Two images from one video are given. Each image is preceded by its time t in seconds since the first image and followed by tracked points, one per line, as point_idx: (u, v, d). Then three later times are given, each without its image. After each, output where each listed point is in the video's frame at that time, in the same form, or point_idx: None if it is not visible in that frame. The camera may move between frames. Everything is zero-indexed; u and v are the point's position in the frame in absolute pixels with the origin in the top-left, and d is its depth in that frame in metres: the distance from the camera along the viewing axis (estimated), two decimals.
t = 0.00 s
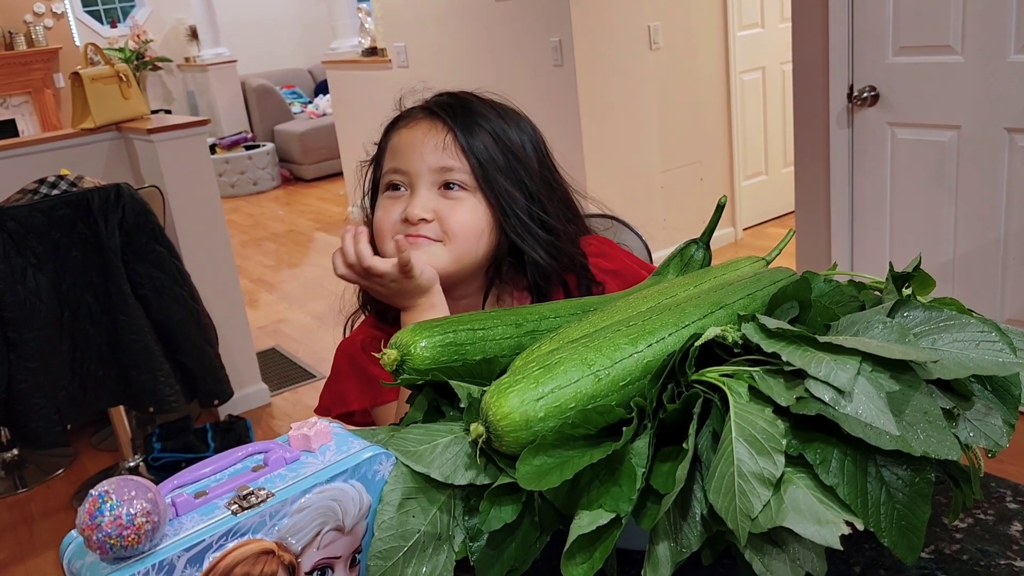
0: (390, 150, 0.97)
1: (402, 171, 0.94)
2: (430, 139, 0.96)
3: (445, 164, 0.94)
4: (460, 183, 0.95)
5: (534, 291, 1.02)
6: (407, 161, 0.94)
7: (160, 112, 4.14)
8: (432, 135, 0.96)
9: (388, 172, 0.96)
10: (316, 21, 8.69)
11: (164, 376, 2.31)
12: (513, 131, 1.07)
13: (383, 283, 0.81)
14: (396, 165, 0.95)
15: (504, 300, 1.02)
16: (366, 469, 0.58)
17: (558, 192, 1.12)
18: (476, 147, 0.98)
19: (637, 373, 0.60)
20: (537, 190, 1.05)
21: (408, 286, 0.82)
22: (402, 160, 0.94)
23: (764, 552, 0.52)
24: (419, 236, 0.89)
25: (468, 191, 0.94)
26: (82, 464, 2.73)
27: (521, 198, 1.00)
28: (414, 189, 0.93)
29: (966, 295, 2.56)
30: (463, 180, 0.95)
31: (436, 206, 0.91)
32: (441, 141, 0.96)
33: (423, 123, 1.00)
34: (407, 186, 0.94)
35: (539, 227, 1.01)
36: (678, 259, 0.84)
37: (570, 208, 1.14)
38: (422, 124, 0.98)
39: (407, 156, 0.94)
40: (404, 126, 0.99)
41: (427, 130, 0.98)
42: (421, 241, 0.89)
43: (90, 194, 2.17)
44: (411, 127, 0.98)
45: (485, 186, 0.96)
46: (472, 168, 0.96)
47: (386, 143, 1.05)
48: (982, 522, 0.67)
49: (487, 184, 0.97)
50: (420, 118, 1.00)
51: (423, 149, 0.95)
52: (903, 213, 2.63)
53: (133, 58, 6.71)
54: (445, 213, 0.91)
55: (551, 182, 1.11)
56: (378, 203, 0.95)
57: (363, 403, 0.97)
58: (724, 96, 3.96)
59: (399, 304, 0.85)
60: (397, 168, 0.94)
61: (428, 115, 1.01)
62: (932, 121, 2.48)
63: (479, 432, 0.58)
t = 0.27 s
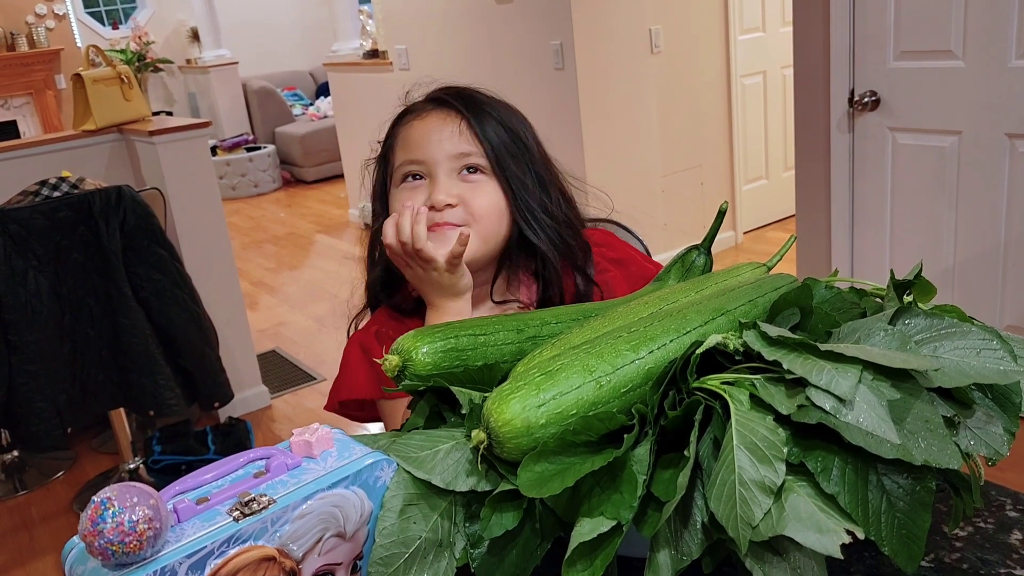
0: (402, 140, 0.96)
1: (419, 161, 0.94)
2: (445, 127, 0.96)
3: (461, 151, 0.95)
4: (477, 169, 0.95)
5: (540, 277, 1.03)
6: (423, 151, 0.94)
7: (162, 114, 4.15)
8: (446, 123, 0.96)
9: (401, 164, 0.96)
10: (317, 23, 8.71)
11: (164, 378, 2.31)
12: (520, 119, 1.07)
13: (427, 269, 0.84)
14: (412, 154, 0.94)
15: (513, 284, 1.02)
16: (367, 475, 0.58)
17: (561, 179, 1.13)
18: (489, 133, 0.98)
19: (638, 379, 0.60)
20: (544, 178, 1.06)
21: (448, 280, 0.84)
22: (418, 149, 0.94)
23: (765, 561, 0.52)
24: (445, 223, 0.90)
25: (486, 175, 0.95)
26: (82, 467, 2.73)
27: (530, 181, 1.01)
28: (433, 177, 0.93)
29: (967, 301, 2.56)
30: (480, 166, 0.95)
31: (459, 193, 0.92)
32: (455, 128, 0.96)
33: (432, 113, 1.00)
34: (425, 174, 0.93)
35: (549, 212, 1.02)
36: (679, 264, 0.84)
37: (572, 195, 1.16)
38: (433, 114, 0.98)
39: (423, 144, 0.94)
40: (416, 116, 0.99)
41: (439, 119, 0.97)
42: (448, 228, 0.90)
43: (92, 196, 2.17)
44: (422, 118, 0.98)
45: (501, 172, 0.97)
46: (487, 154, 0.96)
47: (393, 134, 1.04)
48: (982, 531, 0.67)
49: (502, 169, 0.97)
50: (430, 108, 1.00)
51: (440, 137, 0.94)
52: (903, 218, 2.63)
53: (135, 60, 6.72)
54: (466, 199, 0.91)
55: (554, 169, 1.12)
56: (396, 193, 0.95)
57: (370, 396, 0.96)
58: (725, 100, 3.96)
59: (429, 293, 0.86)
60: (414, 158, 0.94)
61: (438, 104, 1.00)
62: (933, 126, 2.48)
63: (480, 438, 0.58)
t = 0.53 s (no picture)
0: (468, 122, 0.83)
1: (487, 148, 0.81)
2: (518, 113, 0.82)
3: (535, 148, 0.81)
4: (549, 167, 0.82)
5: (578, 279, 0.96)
6: (494, 138, 0.81)
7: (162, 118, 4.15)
8: (519, 108, 0.82)
9: (464, 145, 0.82)
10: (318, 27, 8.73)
11: (164, 382, 2.31)
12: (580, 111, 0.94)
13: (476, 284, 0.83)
14: (478, 139, 0.81)
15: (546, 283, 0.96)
16: (367, 482, 0.58)
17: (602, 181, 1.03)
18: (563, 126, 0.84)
19: (639, 387, 0.60)
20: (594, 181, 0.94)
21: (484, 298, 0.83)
22: (487, 135, 0.81)
23: (764, 568, 0.52)
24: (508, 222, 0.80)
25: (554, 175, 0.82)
26: (81, 470, 2.73)
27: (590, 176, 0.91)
28: (502, 170, 0.81)
29: (966, 306, 2.57)
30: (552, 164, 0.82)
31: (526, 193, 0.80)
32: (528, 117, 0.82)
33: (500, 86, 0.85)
34: (491, 165, 0.81)
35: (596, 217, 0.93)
36: (679, 271, 0.84)
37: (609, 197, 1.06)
38: (504, 95, 0.84)
39: (494, 130, 0.81)
40: (481, 97, 0.84)
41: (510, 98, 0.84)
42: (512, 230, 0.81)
43: (92, 200, 2.18)
44: (492, 99, 0.84)
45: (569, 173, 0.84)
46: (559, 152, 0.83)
47: (455, 93, 0.90)
48: (982, 537, 0.68)
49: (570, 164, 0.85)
50: (497, 89, 0.85)
51: (515, 124, 0.81)
52: (902, 223, 2.64)
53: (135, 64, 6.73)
54: (531, 200, 0.81)
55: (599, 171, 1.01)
56: (454, 180, 0.83)
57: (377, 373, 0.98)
58: (725, 104, 3.97)
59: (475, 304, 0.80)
60: (481, 144, 0.81)
61: (507, 86, 0.86)
62: (932, 131, 2.49)
63: (481, 445, 0.58)
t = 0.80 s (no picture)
0: (511, 110, 1.01)
1: (527, 132, 0.98)
2: (555, 105, 1.00)
3: (567, 133, 0.99)
4: (578, 151, 1.00)
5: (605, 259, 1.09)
6: (534, 124, 0.98)
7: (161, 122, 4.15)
8: (557, 101, 1.00)
9: (506, 129, 1.00)
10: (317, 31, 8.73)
11: (162, 387, 2.31)
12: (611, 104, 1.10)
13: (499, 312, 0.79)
14: (520, 124, 0.99)
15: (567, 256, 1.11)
16: (364, 490, 0.59)
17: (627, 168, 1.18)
18: (594, 117, 1.02)
19: (635, 396, 0.60)
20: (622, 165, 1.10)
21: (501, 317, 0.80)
22: (528, 121, 0.99)
23: None
24: (542, 198, 0.97)
25: (582, 158, 1.00)
26: (79, 475, 2.73)
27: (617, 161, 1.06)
28: (538, 151, 0.98)
29: (964, 311, 2.57)
30: (581, 149, 1.00)
31: (558, 170, 0.97)
32: (561, 108, 1.00)
33: (541, 82, 1.03)
34: (529, 146, 0.99)
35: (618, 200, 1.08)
36: (675, 277, 0.84)
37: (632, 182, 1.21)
38: (545, 89, 1.02)
39: (534, 118, 0.98)
40: (526, 89, 1.02)
41: (547, 91, 1.01)
42: (544, 202, 0.97)
43: (90, 205, 2.18)
44: (534, 91, 1.01)
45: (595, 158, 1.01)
46: (589, 138, 1.01)
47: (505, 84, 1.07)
48: (978, 546, 0.68)
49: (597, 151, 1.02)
50: (541, 82, 1.03)
51: (552, 115, 0.99)
52: (900, 228, 2.64)
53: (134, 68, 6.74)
54: (562, 178, 0.97)
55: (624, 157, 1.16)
56: (496, 156, 1.00)
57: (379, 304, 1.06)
58: (723, 108, 3.98)
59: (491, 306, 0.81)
60: (523, 128, 0.98)
61: (549, 80, 1.03)
62: (930, 136, 2.49)
63: (478, 454, 0.58)
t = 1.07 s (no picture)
0: (533, 105, 1.02)
1: (547, 126, 0.99)
2: (575, 99, 1.00)
3: (586, 128, 0.99)
4: (598, 145, 1.00)
5: (628, 257, 1.08)
6: (554, 117, 0.99)
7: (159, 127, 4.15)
8: (578, 95, 1.01)
9: (527, 124, 1.01)
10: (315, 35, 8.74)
11: (161, 392, 2.30)
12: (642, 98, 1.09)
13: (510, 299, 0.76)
14: (540, 119, 1.00)
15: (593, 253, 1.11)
16: (363, 497, 0.58)
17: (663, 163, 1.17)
18: (617, 110, 1.02)
19: (634, 401, 0.60)
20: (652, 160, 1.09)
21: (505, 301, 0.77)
22: (548, 115, 0.99)
23: None
24: (559, 191, 0.98)
25: (603, 152, 1.00)
26: (77, 479, 2.73)
27: (641, 157, 1.06)
28: (557, 145, 0.99)
29: (960, 315, 2.57)
30: (601, 143, 1.00)
31: (576, 164, 0.98)
32: (581, 102, 1.00)
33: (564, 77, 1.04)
34: (549, 140, 0.99)
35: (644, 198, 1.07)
36: (673, 282, 0.84)
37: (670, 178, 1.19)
38: (567, 83, 1.02)
39: (554, 112, 0.99)
40: (550, 83, 1.03)
41: (568, 86, 1.02)
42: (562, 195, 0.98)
43: (88, 209, 2.17)
44: (556, 85, 1.02)
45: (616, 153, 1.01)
46: (610, 132, 1.01)
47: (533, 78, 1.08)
48: (976, 551, 0.68)
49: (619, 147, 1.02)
50: (565, 76, 1.04)
51: (571, 108, 1.00)
52: (898, 232, 2.64)
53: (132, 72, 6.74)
54: (579, 172, 0.98)
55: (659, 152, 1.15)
56: (516, 150, 1.01)
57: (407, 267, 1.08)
58: (720, 112, 3.98)
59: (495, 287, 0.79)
60: (542, 123, 1.00)
61: (573, 74, 1.04)
62: (927, 140, 2.49)
63: (476, 460, 0.58)
